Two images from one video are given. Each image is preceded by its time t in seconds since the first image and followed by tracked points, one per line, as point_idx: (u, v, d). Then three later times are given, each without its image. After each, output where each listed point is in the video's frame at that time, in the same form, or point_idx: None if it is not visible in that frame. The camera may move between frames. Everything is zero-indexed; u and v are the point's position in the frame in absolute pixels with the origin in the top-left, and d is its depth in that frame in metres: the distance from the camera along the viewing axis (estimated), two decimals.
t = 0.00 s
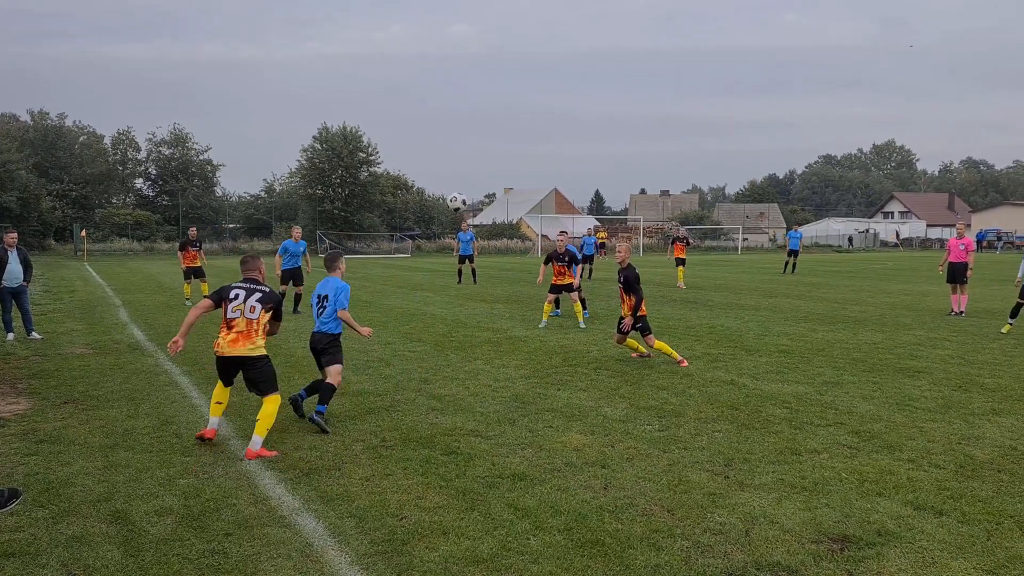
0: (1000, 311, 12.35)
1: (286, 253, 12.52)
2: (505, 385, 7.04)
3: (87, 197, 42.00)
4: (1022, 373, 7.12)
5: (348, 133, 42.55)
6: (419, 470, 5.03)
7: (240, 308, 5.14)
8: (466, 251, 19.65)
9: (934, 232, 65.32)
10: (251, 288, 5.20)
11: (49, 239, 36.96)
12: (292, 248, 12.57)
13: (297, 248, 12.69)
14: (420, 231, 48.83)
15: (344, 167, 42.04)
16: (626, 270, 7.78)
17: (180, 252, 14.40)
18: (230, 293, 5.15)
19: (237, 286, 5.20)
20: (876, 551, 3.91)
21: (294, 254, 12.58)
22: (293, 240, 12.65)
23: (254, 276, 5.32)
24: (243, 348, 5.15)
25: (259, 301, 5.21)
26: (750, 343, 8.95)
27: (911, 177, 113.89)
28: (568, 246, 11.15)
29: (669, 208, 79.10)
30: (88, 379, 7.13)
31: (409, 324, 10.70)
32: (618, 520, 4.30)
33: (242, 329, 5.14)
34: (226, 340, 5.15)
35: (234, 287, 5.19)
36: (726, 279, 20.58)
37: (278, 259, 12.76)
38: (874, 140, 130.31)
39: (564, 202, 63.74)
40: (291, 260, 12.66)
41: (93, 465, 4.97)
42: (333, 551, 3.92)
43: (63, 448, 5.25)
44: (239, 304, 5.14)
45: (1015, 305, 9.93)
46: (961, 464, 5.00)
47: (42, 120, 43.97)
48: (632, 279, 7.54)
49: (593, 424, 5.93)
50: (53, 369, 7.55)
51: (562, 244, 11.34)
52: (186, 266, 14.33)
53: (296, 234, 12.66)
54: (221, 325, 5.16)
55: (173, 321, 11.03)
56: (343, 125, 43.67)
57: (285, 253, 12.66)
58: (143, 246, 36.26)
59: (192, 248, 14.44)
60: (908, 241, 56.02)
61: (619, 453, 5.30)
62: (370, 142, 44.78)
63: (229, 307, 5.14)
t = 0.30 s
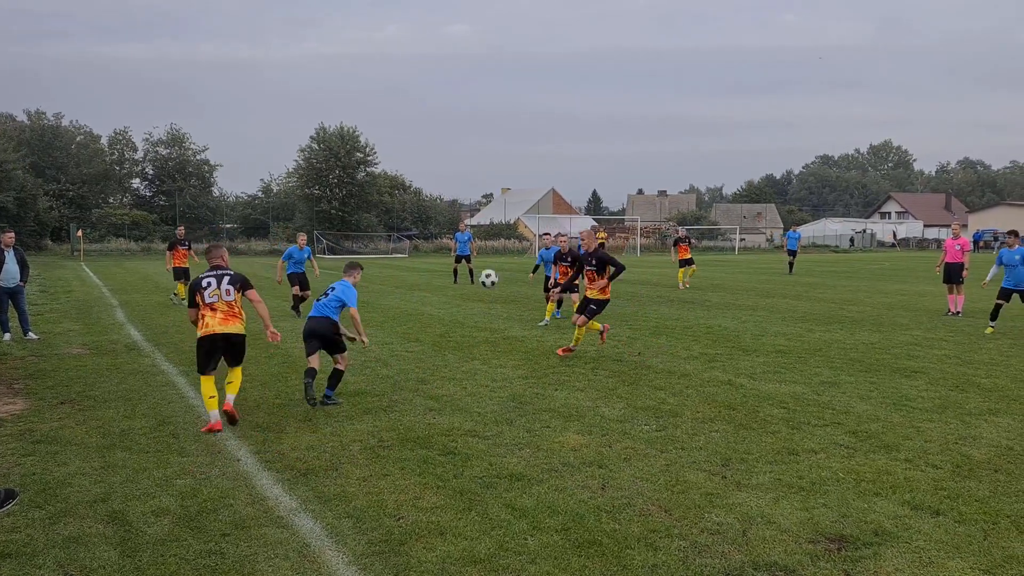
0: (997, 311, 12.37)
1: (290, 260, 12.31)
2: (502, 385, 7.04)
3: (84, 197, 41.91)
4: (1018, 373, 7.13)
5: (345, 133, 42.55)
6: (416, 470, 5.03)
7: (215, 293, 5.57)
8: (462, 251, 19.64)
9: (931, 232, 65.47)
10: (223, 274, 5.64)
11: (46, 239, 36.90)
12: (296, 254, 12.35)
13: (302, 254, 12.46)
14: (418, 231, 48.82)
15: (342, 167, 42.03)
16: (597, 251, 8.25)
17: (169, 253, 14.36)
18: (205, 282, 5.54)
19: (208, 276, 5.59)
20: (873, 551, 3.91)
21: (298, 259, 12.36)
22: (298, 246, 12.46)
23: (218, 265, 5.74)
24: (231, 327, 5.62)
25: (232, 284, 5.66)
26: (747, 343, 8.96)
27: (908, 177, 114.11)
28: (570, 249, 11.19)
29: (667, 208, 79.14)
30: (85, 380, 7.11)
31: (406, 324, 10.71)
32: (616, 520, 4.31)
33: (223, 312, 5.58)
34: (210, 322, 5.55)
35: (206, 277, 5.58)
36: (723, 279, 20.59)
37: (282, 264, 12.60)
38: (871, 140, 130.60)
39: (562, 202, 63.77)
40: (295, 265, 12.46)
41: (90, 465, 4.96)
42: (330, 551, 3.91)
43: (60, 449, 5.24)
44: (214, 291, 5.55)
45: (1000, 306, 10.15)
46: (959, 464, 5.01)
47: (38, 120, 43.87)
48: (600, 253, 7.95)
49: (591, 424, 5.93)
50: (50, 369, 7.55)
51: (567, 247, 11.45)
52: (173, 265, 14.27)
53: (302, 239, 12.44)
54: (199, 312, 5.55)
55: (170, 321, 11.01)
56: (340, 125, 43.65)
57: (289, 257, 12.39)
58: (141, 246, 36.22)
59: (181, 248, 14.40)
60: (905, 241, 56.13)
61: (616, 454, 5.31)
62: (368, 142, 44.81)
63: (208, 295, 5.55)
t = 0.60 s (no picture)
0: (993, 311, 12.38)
1: (294, 257, 12.28)
2: (499, 384, 7.04)
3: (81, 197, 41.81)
4: (1016, 373, 7.13)
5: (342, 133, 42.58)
6: (413, 470, 5.03)
7: (201, 286, 6.20)
8: (455, 252, 19.60)
9: (929, 232, 65.56)
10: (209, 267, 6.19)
11: (43, 239, 36.83)
12: (300, 252, 12.31)
13: (306, 252, 12.41)
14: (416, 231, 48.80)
15: (339, 167, 42.04)
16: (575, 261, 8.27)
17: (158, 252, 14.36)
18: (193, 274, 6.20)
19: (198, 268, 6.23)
20: (870, 550, 3.92)
21: (303, 257, 12.33)
22: (302, 244, 12.46)
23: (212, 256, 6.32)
24: (215, 317, 6.26)
25: (216, 278, 6.22)
26: (744, 343, 8.95)
27: (905, 177, 114.19)
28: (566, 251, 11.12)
29: (664, 208, 79.15)
30: (82, 379, 7.10)
31: (404, 324, 10.70)
32: (613, 519, 4.31)
33: (206, 304, 6.20)
34: (196, 311, 6.24)
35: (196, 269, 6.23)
36: (720, 279, 20.58)
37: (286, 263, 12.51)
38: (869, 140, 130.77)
39: (560, 202, 63.77)
40: (299, 263, 12.42)
41: (87, 465, 4.96)
42: (328, 551, 3.92)
43: (57, 449, 5.23)
44: (199, 284, 6.18)
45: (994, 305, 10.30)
46: (955, 464, 5.02)
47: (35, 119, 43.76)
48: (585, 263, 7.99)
49: (588, 424, 5.93)
50: (46, 369, 7.53)
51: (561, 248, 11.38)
52: (162, 264, 14.26)
53: (306, 237, 12.44)
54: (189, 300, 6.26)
55: (167, 321, 10.99)
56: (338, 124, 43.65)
57: (293, 257, 12.33)
58: (138, 246, 36.17)
59: (169, 247, 14.47)
60: (903, 241, 56.20)
61: (614, 453, 5.31)
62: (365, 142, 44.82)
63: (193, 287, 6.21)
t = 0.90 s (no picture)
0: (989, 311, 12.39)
1: (299, 256, 12.21)
2: (495, 385, 7.04)
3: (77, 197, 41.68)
4: (1011, 373, 7.15)
5: (339, 133, 42.73)
6: (410, 470, 5.03)
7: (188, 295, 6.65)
8: (449, 251, 19.56)
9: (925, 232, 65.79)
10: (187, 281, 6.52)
11: (38, 239, 36.73)
12: (305, 251, 12.25)
13: (311, 251, 12.38)
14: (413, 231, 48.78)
15: (335, 167, 42.09)
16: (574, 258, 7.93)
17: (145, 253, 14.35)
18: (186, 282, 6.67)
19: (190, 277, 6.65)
20: (867, 550, 3.92)
21: (308, 255, 12.26)
22: (307, 243, 12.42)
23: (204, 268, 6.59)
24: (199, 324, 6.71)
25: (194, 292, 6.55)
26: (741, 343, 8.95)
27: (901, 176, 114.33)
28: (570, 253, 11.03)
29: (661, 207, 79.20)
30: (78, 380, 7.09)
31: (400, 324, 10.70)
32: (610, 519, 4.31)
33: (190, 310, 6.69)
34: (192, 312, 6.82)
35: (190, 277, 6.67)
36: (715, 279, 20.59)
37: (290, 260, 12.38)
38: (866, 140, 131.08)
39: (556, 202, 63.79)
40: (304, 262, 12.34)
41: (83, 466, 4.95)
42: (324, 552, 3.91)
43: (53, 449, 5.22)
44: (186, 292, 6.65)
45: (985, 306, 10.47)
46: (951, 463, 5.03)
47: (30, 119, 43.63)
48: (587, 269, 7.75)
49: (585, 424, 5.93)
50: (42, 369, 7.53)
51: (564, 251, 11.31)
52: (149, 265, 14.17)
53: (310, 236, 12.41)
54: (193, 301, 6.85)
55: (163, 321, 10.97)
56: (334, 124, 43.70)
57: (298, 255, 12.32)
58: (134, 246, 36.09)
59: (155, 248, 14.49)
60: (899, 241, 56.25)
61: (610, 453, 5.32)
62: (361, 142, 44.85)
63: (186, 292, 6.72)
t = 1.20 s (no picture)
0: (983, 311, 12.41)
1: (297, 255, 12.17)
2: (491, 385, 7.03)
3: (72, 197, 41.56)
4: (1006, 373, 7.18)
5: (334, 133, 42.77)
6: (405, 470, 5.02)
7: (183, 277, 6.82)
8: (450, 251, 19.55)
9: (920, 232, 66.01)
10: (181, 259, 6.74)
11: (33, 239, 36.64)
12: (303, 250, 12.23)
13: (309, 249, 12.33)
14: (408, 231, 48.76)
15: (331, 167, 42.09)
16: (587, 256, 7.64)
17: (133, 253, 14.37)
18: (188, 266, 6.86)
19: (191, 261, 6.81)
20: (862, 549, 3.93)
21: (305, 254, 12.23)
22: (305, 242, 12.39)
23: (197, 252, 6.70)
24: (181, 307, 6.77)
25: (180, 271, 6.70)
26: (736, 343, 8.95)
27: (896, 177, 114.59)
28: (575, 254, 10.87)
29: (657, 208, 79.27)
30: (72, 380, 7.07)
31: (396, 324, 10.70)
32: (605, 519, 4.31)
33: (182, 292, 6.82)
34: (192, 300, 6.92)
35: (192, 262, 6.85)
36: (711, 279, 20.60)
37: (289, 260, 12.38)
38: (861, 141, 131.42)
39: (552, 203, 63.82)
40: (302, 262, 12.30)
41: (77, 466, 4.93)
42: (319, 552, 3.91)
43: (47, 450, 5.21)
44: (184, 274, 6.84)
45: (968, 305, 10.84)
46: (946, 463, 5.04)
47: (24, 118, 43.50)
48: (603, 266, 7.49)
49: (580, 424, 5.93)
50: (37, 369, 7.51)
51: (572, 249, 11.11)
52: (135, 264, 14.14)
53: (308, 236, 12.39)
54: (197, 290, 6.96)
55: (158, 321, 10.95)
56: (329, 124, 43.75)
57: (297, 255, 12.28)
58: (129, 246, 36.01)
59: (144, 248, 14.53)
60: (894, 241, 56.33)
61: (606, 453, 5.31)
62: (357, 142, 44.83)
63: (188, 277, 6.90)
